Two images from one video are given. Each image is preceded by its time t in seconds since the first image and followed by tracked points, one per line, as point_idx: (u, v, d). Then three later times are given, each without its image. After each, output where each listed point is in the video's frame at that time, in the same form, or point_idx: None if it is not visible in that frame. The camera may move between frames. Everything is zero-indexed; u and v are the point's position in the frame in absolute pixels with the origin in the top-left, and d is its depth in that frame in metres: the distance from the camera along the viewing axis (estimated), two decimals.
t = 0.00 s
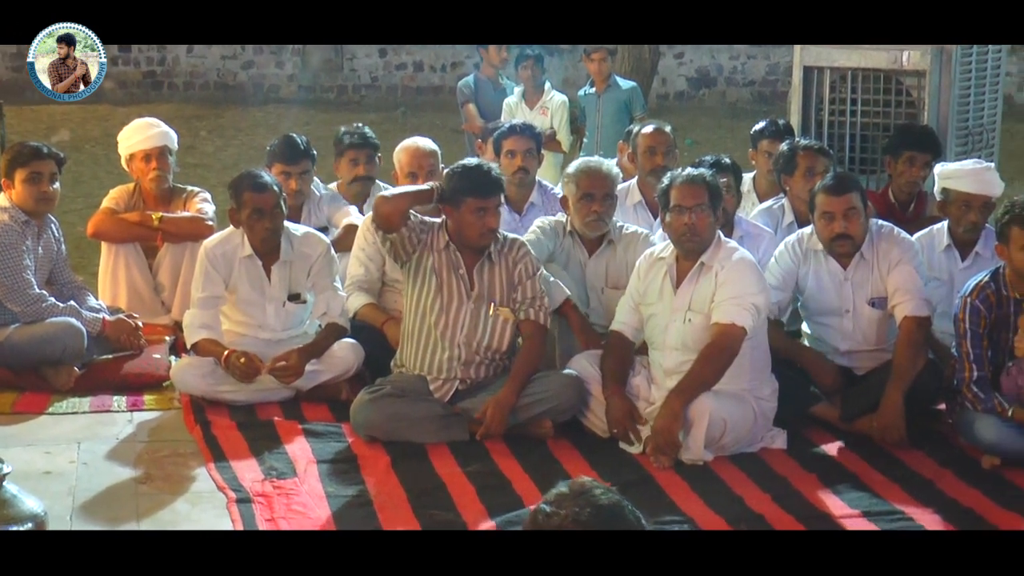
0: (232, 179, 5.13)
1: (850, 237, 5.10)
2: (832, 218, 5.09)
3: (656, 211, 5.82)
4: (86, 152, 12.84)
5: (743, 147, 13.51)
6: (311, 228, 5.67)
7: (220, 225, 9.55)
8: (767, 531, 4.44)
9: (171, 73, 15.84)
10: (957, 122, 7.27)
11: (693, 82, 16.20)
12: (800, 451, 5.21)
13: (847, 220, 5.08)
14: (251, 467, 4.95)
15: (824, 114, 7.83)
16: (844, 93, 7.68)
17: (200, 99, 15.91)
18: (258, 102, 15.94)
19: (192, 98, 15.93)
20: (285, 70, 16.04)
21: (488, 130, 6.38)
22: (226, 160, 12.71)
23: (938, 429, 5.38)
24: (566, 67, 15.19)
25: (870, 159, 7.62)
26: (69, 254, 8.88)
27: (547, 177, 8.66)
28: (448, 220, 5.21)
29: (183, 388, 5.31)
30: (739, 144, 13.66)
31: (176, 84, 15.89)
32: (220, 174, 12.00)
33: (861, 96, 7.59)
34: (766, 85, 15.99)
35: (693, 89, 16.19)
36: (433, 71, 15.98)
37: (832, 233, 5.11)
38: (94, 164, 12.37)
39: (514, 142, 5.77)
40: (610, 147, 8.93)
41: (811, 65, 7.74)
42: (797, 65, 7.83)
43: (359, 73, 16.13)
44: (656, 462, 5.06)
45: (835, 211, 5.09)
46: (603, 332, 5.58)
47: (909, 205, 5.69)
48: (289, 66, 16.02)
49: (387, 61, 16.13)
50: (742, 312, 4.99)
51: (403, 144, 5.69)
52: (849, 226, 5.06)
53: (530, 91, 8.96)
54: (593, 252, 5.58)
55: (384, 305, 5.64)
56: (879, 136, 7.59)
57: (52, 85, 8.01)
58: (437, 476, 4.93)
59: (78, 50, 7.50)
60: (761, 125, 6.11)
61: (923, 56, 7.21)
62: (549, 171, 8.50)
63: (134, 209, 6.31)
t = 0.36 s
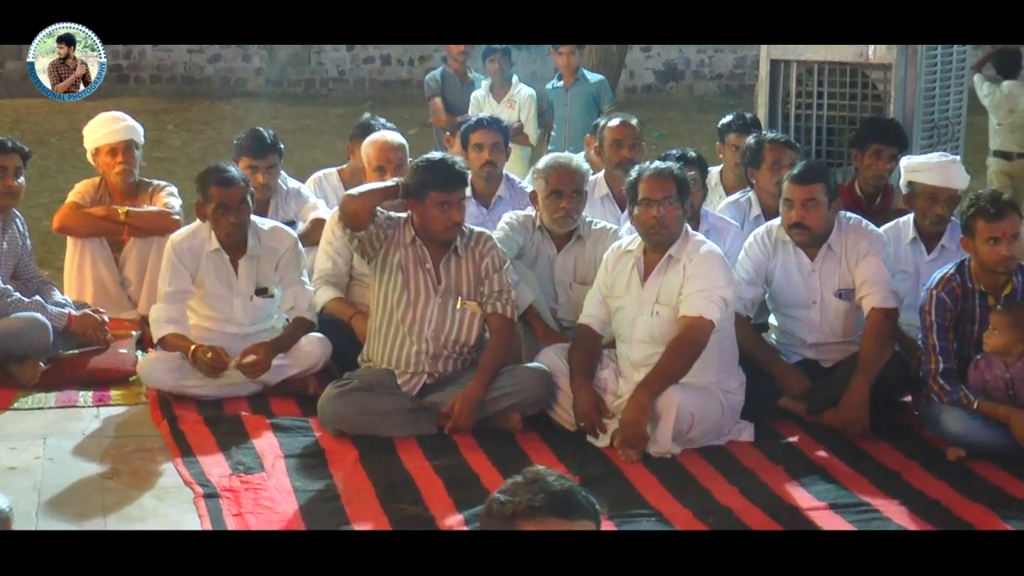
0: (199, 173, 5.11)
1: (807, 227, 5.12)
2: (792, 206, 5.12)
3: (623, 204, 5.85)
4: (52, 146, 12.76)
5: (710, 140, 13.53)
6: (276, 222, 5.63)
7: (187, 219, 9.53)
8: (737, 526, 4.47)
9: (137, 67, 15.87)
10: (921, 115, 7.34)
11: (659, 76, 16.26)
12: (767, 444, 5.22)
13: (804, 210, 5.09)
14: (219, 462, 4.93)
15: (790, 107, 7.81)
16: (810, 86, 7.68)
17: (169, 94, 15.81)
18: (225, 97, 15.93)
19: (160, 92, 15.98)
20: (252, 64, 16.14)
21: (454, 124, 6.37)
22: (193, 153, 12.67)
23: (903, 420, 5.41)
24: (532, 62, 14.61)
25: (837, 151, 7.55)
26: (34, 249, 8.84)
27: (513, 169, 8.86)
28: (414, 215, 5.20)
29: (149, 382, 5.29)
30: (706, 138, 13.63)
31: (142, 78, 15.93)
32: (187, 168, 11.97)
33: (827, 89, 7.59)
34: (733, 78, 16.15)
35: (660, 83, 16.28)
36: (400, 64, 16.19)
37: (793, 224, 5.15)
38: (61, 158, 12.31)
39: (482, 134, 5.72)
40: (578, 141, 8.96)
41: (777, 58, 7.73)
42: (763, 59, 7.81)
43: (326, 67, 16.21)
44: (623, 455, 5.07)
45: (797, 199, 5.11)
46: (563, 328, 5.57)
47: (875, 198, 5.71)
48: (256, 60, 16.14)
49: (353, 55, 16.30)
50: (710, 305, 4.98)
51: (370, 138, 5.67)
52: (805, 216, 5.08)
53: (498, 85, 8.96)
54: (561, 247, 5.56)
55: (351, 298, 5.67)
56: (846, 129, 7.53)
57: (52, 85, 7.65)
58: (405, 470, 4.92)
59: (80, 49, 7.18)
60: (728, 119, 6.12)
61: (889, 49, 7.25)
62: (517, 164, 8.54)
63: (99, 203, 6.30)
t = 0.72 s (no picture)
0: (161, 171, 5.10)
1: (760, 224, 5.15)
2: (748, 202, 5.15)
3: (587, 202, 5.84)
4: (14, 145, 12.68)
5: (674, 138, 13.53)
6: (240, 221, 5.62)
7: (148, 218, 9.47)
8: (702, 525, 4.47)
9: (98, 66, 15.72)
10: (883, 113, 7.36)
11: (624, 74, 16.23)
12: (731, 442, 5.24)
13: (757, 207, 5.12)
14: (182, 462, 4.91)
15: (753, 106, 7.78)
16: (773, 85, 7.66)
17: (132, 94, 15.64)
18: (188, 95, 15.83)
19: (122, 90, 15.77)
20: (215, 63, 15.94)
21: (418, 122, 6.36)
22: (156, 152, 12.61)
23: (867, 418, 5.43)
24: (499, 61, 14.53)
25: (801, 149, 7.55)
26: None
27: (479, 169, 8.81)
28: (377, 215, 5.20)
29: (112, 382, 5.27)
30: (670, 135, 13.64)
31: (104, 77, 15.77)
32: (150, 167, 11.94)
33: (791, 88, 7.58)
34: (697, 76, 16.09)
35: (625, 81, 16.23)
36: (364, 63, 16.12)
37: (755, 223, 5.16)
38: (23, 156, 12.23)
39: (446, 133, 5.74)
40: (542, 141, 9.05)
41: (741, 56, 7.69)
42: (726, 58, 7.77)
43: (291, 67, 16.06)
44: (588, 453, 5.07)
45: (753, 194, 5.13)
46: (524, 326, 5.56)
47: (838, 195, 5.71)
48: (220, 59, 15.97)
49: (318, 53, 16.21)
50: (674, 304, 5.00)
51: (334, 137, 5.66)
52: (758, 213, 5.12)
53: (462, 83, 8.90)
54: (526, 246, 5.57)
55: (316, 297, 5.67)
56: (809, 127, 7.55)
57: (52, 84, 7.17)
58: (370, 469, 4.92)
59: (80, 50, 6.76)
60: (692, 116, 6.15)
61: (851, 48, 7.27)
62: (481, 163, 8.55)
63: (61, 202, 6.26)
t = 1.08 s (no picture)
0: (120, 173, 5.08)
1: (714, 226, 5.18)
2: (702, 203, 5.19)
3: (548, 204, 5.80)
4: None
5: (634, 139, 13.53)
6: (201, 224, 5.61)
7: (106, 221, 9.43)
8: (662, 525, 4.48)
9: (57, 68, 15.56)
10: (842, 115, 7.28)
11: (585, 76, 15.91)
12: (692, 443, 5.25)
13: (710, 208, 5.16)
14: (142, 465, 4.89)
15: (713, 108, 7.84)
16: (732, 86, 7.74)
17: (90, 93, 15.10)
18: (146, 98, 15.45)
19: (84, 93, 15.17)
20: (176, 64, 15.42)
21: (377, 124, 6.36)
22: (115, 155, 12.58)
23: (826, 418, 5.45)
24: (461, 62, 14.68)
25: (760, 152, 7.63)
26: None
27: (440, 171, 8.82)
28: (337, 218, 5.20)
29: (71, 386, 5.24)
30: (629, 137, 13.67)
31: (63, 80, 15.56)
32: (110, 170, 11.93)
33: (750, 90, 7.65)
34: (657, 78, 15.85)
35: (585, 83, 15.90)
36: (324, 64, 15.68)
37: (714, 225, 5.18)
38: None
39: (407, 134, 5.72)
40: (503, 143, 9.12)
41: (701, 58, 7.75)
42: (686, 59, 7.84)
43: (250, 68, 15.56)
44: (550, 455, 5.07)
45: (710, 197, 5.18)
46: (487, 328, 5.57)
47: (798, 197, 5.76)
48: (180, 60, 15.41)
49: (278, 55, 15.74)
50: (635, 305, 5.02)
51: (295, 138, 5.65)
52: (711, 214, 5.15)
53: (422, 84, 8.72)
54: (488, 248, 5.56)
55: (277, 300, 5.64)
56: (769, 129, 7.60)
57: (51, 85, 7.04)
58: (331, 472, 4.91)
59: (79, 50, 6.65)
60: (652, 119, 6.18)
61: (810, 49, 7.25)
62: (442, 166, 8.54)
63: (19, 205, 6.24)
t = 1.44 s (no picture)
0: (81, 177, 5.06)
1: (671, 228, 5.20)
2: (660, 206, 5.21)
3: (511, 208, 5.78)
4: None
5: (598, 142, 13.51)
6: (163, 228, 5.60)
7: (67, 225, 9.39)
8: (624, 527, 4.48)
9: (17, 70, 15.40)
10: (804, 117, 7.22)
11: (548, 79, 15.70)
12: (655, 445, 5.26)
13: (668, 211, 5.18)
14: (105, 470, 4.87)
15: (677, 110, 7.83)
16: (696, 89, 7.71)
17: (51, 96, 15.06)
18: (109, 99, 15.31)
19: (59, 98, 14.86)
20: (137, 67, 15.26)
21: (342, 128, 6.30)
22: (76, 159, 12.52)
23: (789, 420, 5.47)
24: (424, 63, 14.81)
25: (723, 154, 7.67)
26: None
27: (403, 173, 8.77)
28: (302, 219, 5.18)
29: (32, 390, 5.24)
30: (592, 140, 13.67)
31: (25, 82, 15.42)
32: (71, 174, 11.88)
33: (713, 92, 7.64)
34: (620, 81, 15.62)
35: (549, 85, 15.70)
36: (288, 67, 15.41)
37: (669, 229, 5.20)
38: None
39: (369, 138, 5.74)
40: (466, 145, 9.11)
41: (665, 61, 7.71)
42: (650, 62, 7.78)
43: (213, 70, 15.37)
44: (514, 458, 5.07)
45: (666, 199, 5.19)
46: (449, 331, 5.57)
47: (761, 199, 5.80)
48: (142, 63, 15.26)
49: (241, 58, 15.49)
50: (598, 307, 5.02)
51: (258, 141, 5.63)
52: (669, 217, 5.17)
53: (385, 87, 8.69)
54: (450, 251, 5.56)
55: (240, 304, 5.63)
56: (731, 131, 7.62)
57: (51, 86, 6.93)
58: (294, 476, 4.89)
59: (80, 51, 6.51)
60: (610, 122, 6.15)
61: (772, 52, 7.21)
62: (406, 169, 8.50)
63: None
